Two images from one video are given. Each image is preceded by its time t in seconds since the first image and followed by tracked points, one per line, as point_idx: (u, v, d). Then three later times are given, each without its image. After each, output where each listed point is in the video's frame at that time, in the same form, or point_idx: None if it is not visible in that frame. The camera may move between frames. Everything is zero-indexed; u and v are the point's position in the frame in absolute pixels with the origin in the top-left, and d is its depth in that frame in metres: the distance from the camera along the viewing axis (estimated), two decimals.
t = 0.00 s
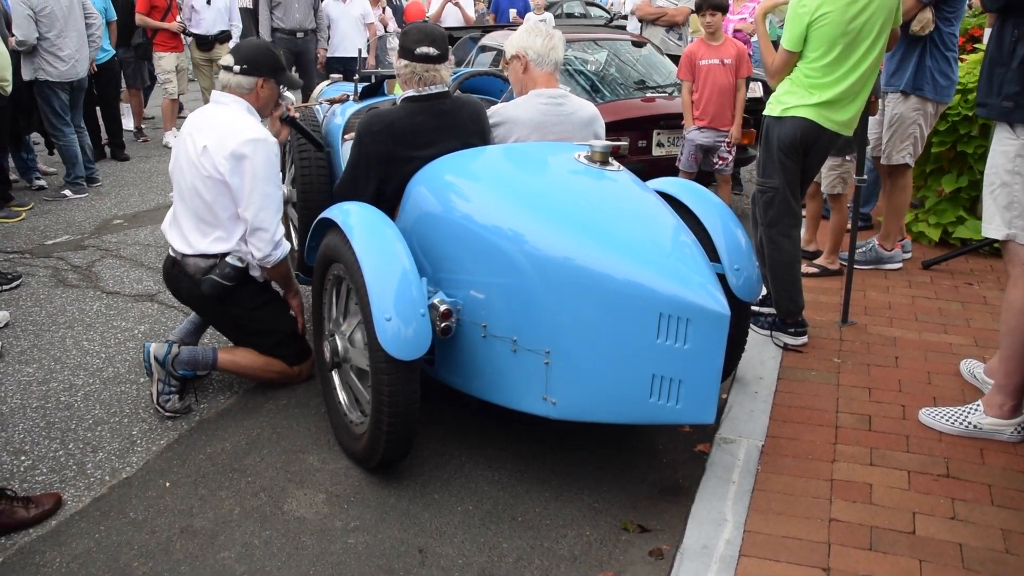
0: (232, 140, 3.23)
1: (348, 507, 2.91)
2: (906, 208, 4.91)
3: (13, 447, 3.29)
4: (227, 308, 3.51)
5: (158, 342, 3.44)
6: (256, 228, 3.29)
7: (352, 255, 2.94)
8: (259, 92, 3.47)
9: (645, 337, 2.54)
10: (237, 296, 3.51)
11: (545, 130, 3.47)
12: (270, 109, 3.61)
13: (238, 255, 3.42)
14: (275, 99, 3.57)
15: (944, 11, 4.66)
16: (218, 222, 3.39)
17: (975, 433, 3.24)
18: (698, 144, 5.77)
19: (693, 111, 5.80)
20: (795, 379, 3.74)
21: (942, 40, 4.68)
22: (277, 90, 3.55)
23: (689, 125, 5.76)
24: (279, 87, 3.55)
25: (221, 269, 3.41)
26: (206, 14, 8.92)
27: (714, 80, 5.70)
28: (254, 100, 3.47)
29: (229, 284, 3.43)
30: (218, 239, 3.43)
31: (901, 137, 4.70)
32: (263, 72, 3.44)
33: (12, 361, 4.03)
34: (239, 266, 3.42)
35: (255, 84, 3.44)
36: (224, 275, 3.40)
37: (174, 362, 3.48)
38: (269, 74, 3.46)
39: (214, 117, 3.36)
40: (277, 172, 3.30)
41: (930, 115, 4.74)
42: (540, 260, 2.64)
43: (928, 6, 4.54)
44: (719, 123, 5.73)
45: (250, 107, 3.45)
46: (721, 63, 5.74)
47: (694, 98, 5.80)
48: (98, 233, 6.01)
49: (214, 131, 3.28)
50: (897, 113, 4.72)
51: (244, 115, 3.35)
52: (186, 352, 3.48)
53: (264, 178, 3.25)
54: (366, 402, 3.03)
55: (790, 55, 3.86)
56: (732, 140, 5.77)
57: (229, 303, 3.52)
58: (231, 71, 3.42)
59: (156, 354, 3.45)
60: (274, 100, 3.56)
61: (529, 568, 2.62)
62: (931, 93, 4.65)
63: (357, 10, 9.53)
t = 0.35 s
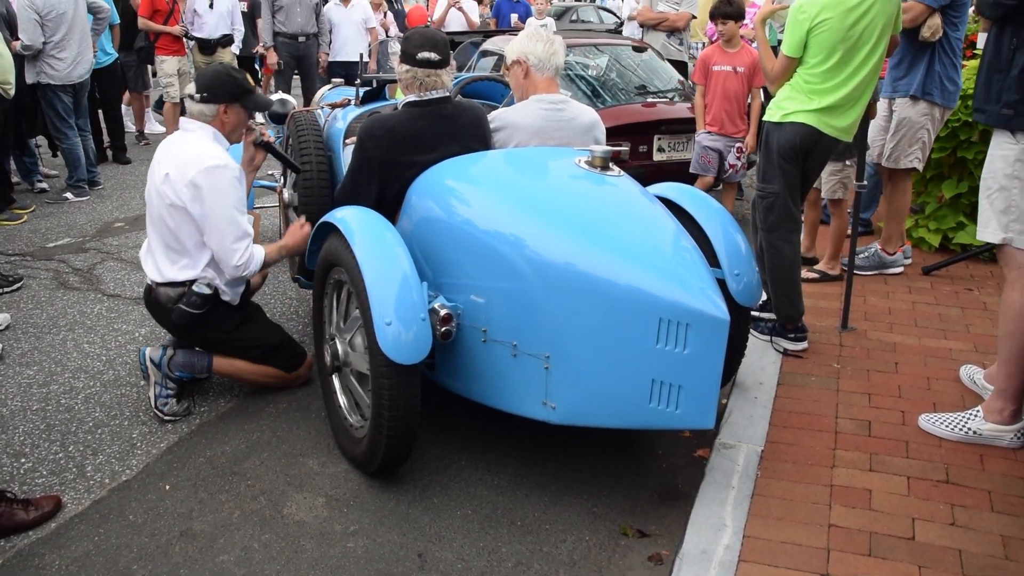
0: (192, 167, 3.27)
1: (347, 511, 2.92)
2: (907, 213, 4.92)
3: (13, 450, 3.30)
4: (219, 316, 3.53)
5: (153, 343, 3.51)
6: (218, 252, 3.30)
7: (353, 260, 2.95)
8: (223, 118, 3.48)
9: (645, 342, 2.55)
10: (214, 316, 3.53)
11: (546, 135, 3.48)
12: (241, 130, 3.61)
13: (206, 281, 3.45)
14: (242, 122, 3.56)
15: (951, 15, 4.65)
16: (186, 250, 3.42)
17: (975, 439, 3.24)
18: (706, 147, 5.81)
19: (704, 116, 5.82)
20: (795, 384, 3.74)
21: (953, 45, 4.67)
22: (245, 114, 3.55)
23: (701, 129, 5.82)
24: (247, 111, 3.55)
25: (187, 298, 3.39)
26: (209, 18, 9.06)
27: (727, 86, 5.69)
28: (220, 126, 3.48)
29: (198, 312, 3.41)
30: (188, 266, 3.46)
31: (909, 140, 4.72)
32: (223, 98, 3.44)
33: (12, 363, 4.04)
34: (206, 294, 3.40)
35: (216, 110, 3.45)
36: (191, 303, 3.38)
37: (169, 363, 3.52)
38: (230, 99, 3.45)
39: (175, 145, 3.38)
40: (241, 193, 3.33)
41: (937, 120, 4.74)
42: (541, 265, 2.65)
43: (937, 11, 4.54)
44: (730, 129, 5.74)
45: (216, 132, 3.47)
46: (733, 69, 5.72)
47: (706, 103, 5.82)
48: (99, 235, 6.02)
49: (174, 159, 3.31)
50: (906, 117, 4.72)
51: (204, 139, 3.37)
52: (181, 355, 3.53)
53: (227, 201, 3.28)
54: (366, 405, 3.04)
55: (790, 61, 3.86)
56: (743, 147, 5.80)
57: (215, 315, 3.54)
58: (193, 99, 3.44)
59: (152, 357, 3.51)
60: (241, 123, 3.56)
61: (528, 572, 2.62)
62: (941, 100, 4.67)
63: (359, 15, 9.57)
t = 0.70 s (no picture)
0: (152, 179, 3.27)
1: (348, 514, 2.92)
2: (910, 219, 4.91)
3: (14, 453, 3.30)
4: (211, 323, 3.53)
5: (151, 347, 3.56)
6: (228, 233, 3.33)
7: (354, 263, 2.95)
8: (173, 128, 3.39)
9: (646, 345, 2.55)
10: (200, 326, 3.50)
11: (546, 139, 3.49)
12: (198, 141, 3.53)
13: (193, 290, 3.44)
14: (195, 130, 3.47)
15: (948, 20, 4.65)
16: (169, 264, 3.40)
17: (975, 442, 3.24)
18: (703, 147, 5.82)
19: (704, 118, 5.82)
20: (795, 388, 3.74)
21: (950, 49, 4.68)
22: (196, 123, 3.47)
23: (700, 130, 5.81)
24: (198, 119, 3.47)
25: (172, 315, 3.36)
26: (210, 21, 9.10)
27: (729, 91, 5.68)
28: (171, 136, 3.40)
29: (184, 329, 3.39)
30: (172, 281, 3.42)
31: (905, 146, 4.72)
32: (171, 107, 3.36)
33: (13, 366, 4.04)
34: (190, 310, 3.38)
35: (165, 120, 3.37)
36: (175, 321, 3.36)
37: (168, 366, 3.54)
38: (177, 107, 3.37)
39: (128, 169, 3.35)
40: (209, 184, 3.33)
41: (934, 124, 4.75)
42: (541, 268, 2.65)
43: (933, 16, 4.54)
44: (729, 134, 5.74)
45: (169, 144, 3.39)
46: (738, 75, 5.71)
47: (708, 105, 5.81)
48: (100, 238, 6.02)
49: (132, 180, 3.31)
50: (903, 122, 4.74)
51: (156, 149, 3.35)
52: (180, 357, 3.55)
53: (200, 196, 3.28)
54: (366, 408, 3.05)
55: (790, 65, 3.87)
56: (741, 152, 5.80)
57: (210, 318, 3.53)
58: (142, 113, 3.37)
59: (150, 361, 3.55)
60: (194, 132, 3.47)
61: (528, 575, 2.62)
62: (935, 104, 4.68)
63: (359, 18, 9.47)
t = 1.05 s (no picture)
0: (136, 183, 3.26)
1: (348, 514, 2.92)
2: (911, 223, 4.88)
3: (16, 450, 3.30)
4: (210, 322, 3.54)
5: (150, 346, 3.55)
6: (216, 228, 3.35)
7: (356, 263, 2.95)
8: (151, 129, 3.37)
9: (647, 347, 2.55)
10: (197, 325, 3.51)
11: (549, 140, 3.48)
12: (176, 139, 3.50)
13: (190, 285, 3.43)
14: (172, 128, 3.44)
15: (947, 24, 4.67)
16: (162, 265, 3.38)
17: (976, 447, 3.23)
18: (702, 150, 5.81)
19: (704, 120, 5.82)
20: (796, 392, 3.74)
21: (947, 52, 4.70)
22: (172, 121, 3.44)
23: (698, 132, 5.82)
24: (174, 118, 3.44)
25: (169, 315, 3.39)
26: (213, 21, 9.16)
27: (728, 92, 5.67)
28: (150, 138, 3.38)
29: (182, 328, 3.42)
30: (166, 282, 3.41)
31: (905, 150, 4.72)
32: (143, 108, 3.35)
33: (15, 363, 4.05)
34: (187, 309, 3.41)
35: (141, 122, 3.35)
36: (173, 321, 3.39)
37: (169, 365, 3.55)
38: (150, 107, 3.36)
39: (110, 176, 3.34)
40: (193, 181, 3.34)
41: (934, 128, 4.76)
42: (543, 270, 2.66)
43: (930, 19, 4.56)
44: (727, 136, 5.72)
45: (150, 147, 3.37)
46: (737, 76, 5.70)
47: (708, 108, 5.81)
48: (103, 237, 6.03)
49: (115, 186, 3.29)
50: (902, 126, 4.74)
51: (135, 151, 3.33)
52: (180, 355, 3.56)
53: (186, 194, 3.29)
54: (367, 409, 3.05)
55: (794, 68, 3.87)
56: (741, 154, 5.76)
57: (207, 317, 3.53)
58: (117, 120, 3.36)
59: (151, 360, 3.55)
60: (172, 129, 3.44)
61: None
62: (933, 107, 4.68)
63: (362, 19, 9.52)
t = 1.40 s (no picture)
0: (134, 189, 3.25)
1: (351, 516, 2.92)
2: (913, 225, 4.89)
3: (19, 452, 3.31)
4: (211, 323, 3.54)
5: (152, 348, 3.55)
6: (214, 236, 3.35)
7: (359, 265, 2.96)
8: (151, 134, 3.39)
9: (649, 349, 2.56)
10: (198, 326, 3.51)
11: (549, 142, 3.49)
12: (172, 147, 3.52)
13: (188, 289, 3.44)
14: (170, 135, 3.46)
15: (947, 25, 4.66)
16: (160, 270, 3.39)
17: (979, 449, 3.23)
18: (703, 152, 5.81)
19: (704, 123, 5.84)
20: (799, 393, 3.74)
21: (948, 53, 4.70)
22: (171, 126, 3.47)
23: (699, 135, 5.82)
24: (172, 123, 3.47)
25: (170, 315, 3.39)
26: (215, 23, 9.14)
27: (729, 94, 5.68)
28: (150, 142, 3.39)
29: (183, 328, 3.41)
30: (165, 285, 3.42)
31: (908, 152, 4.72)
32: (145, 112, 3.37)
33: (18, 366, 4.05)
34: (187, 309, 3.40)
35: (141, 126, 3.35)
36: (174, 321, 3.38)
37: (171, 367, 3.55)
38: (150, 112, 3.38)
39: (109, 180, 3.33)
40: (191, 187, 3.33)
41: (936, 129, 4.76)
42: (546, 272, 2.66)
43: (929, 21, 4.56)
44: (728, 138, 5.72)
45: (149, 151, 3.38)
46: (736, 78, 5.71)
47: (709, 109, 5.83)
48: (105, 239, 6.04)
49: (114, 191, 3.29)
50: (903, 128, 4.75)
51: (133, 155, 3.33)
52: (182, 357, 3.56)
53: (184, 200, 3.28)
54: (370, 410, 3.05)
55: (796, 68, 3.87)
56: (742, 156, 5.75)
57: (208, 318, 3.54)
58: (116, 124, 3.36)
59: (153, 361, 3.55)
60: (170, 136, 3.46)
61: None
62: (936, 108, 4.68)
63: (364, 22, 9.63)
